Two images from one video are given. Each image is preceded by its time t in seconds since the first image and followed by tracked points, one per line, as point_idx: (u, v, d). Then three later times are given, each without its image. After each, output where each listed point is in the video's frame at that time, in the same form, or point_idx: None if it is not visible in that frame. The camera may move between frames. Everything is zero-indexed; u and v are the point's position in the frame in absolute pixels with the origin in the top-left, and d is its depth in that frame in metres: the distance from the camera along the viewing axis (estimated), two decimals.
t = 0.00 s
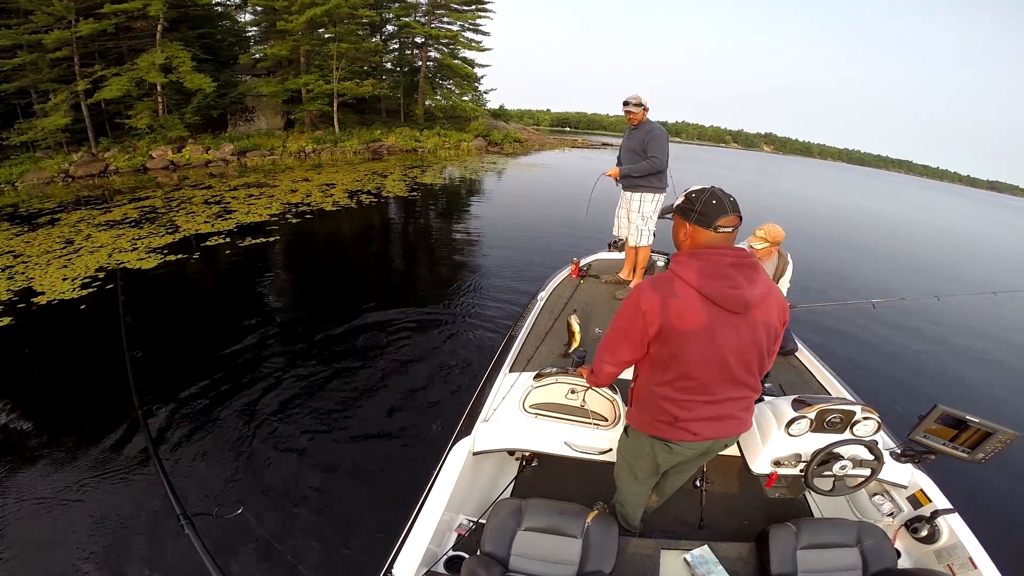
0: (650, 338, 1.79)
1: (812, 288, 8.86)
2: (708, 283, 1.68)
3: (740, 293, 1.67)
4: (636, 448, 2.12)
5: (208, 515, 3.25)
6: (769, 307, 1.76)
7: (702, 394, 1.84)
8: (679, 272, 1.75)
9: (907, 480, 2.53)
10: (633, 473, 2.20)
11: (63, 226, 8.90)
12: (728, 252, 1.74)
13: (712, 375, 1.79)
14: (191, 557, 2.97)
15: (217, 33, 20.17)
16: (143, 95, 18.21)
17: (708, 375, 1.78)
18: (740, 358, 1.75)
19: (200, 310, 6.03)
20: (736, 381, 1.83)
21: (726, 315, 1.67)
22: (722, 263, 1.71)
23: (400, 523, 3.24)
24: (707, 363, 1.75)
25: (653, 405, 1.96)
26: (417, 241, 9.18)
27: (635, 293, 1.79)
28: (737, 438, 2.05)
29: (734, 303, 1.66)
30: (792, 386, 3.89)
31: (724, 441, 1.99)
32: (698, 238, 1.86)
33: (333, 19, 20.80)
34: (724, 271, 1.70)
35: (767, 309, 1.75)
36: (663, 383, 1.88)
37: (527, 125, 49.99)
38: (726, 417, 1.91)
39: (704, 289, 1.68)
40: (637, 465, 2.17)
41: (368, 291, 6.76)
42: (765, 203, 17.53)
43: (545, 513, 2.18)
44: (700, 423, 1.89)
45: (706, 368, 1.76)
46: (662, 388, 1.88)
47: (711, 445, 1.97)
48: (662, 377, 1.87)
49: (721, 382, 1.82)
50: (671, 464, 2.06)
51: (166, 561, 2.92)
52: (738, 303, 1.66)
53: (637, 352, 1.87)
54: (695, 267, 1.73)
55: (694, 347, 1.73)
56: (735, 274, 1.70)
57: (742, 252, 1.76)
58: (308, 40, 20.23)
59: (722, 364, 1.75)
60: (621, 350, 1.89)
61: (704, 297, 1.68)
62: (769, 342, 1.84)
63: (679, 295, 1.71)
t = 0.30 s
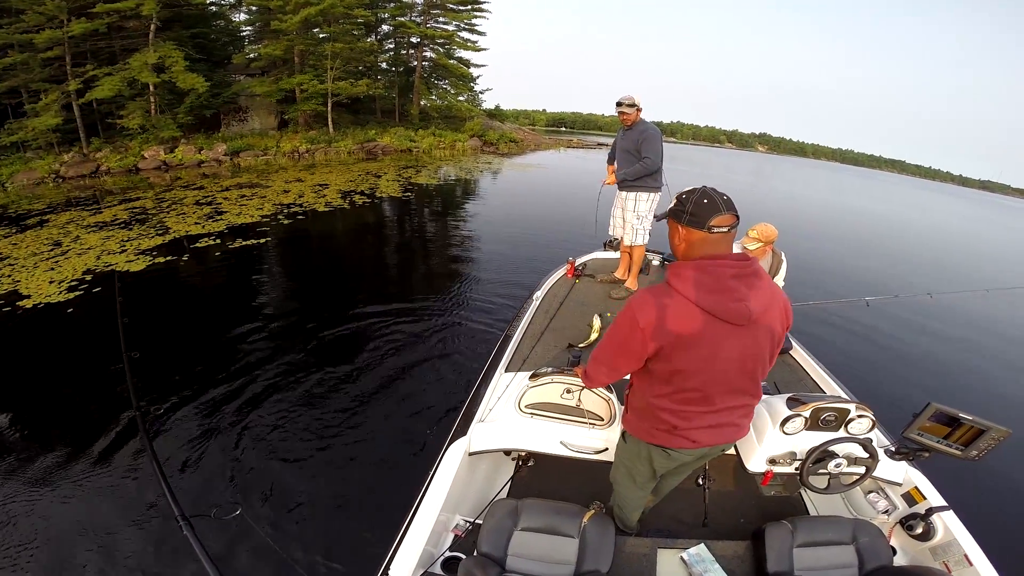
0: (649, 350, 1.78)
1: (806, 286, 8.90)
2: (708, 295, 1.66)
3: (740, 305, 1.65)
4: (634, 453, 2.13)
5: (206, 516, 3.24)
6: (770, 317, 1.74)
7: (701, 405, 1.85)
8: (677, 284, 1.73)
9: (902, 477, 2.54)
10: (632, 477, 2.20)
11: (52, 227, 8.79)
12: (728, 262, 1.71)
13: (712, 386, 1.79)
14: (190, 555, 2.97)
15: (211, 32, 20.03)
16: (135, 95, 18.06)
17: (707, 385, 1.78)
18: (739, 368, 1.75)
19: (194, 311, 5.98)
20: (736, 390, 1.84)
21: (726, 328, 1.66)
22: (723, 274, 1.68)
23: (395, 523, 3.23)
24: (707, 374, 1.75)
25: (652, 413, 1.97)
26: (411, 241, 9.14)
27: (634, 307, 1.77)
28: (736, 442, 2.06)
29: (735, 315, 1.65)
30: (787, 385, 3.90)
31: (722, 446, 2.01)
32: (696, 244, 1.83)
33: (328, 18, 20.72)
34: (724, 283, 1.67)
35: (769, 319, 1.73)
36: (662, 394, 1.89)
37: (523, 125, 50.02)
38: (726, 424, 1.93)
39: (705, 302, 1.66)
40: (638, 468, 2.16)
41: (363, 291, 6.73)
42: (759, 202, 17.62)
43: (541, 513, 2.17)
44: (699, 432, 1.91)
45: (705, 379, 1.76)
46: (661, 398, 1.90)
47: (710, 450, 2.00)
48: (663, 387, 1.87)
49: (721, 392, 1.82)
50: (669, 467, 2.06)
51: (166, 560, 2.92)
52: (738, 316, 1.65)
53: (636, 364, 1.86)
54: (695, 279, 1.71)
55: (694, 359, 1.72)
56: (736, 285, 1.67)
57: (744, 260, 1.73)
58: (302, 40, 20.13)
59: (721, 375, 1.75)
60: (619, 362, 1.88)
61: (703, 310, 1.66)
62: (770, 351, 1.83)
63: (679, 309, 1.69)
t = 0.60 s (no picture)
0: (627, 360, 1.78)
1: (780, 293, 9.12)
2: (685, 305, 1.67)
3: (717, 316, 1.65)
4: (616, 462, 2.12)
5: (189, 529, 3.13)
6: (748, 328, 1.74)
7: (678, 415, 1.85)
8: (655, 293, 1.73)
9: (881, 479, 2.58)
10: (616, 486, 2.19)
11: (12, 239, 8.38)
12: (706, 272, 1.72)
13: (689, 396, 1.79)
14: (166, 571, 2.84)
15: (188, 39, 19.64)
16: (105, 102, 17.52)
17: (684, 396, 1.78)
18: (716, 378, 1.76)
19: (167, 322, 5.76)
20: (713, 401, 1.84)
21: (702, 338, 1.66)
22: (700, 284, 1.69)
23: (381, 534, 3.17)
24: (683, 385, 1.75)
25: (630, 423, 1.96)
26: (391, 251, 9.05)
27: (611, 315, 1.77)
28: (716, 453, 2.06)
29: (710, 325, 1.66)
30: (766, 390, 3.96)
31: (701, 457, 2.01)
32: (676, 254, 1.84)
33: (307, 26, 20.55)
34: (701, 293, 1.68)
35: (747, 331, 1.74)
36: (639, 404, 1.89)
37: (503, 135, 50.34)
38: (703, 437, 1.92)
39: (680, 312, 1.67)
40: (621, 477, 2.15)
41: (344, 301, 6.62)
42: (733, 212, 18.05)
43: (527, 522, 2.13)
44: (677, 442, 1.90)
45: (682, 389, 1.76)
46: (638, 407, 1.89)
47: (689, 461, 1.99)
48: (639, 397, 1.87)
49: (698, 404, 1.82)
50: (652, 476, 2.05)
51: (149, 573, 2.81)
52: (714, 326, 1.66)
53: (614, 373, 1.86)
54: (672, 289, 1.72)
55: (671, 369, 1.72)
56: (713, 295, 1.68)
57: (722, 271, 1.74)
58: (280, 47, 19.88)
59: (697, 385, 1.75)
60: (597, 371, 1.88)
61: (680, 320, 1.67)
62: (748, 363, 1.83)
63: (655, 318, 1.70)
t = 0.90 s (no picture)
0: (634, 346, 1.78)
1: (777, 294, 9.14)
2: (693, 291, 1.70)
3: (724, 304, 1.69)
4: (615, 456, 2.13)
5: (194, 528, 3.14)
6: (751, 320, 1.78)
7: (682, 405, 1.85)
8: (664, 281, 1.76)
9: (877, 480, 2.59)
10: (614, 481, 2.19)
11: (4, 238, 8.32)
12: (712, 263, 1.76)
13: (694, 386, 1.79)
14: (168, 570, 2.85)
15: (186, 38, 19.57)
16: (103, 101, 17.47)
17: (689, 385, 1.79)
18: (720, 369, 1.77)
19: (163, 322, 5.73)
20: (716, 393, 1.85)
21: (711, 325, 1.68)
22: (707, 273, 1.72)
23: (380, 531, 3.20)
24: (691, 373, 1.75)
25: (633, 414, 1.96)
26: (389, 251, 9.04)
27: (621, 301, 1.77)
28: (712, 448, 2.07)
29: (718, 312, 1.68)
30: (763, 390, 3.97)
31: (700, 450, 2.01)
32: (682, 250, 1.87)
33: (306, 25, 20.52)
34: (709, 281, 1.71)
35: (750, 322, 1.77)
36: (643, 393, 1.88)
37: (501, 135, 50.34)
38: (704, 429, 1.93)
39: (691, 298, 1.69)
40: (620, 471, 2.16)
41: (341, 301, 6.62)
42: (730, 213, 18.07)
43: (525, 523, 2.13)
44: (679, 433, 1.90)
45: (689, 376, 1.76)
46: (643, 397, 1.89)
47: (688, 453, 2.00)
48: (644, 387, 1.86)
49: (703, 393, 1.83)
50: (651, 470, 2.06)
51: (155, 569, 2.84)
52: (722, 314, 1.68)
53: (620, 360, 1.85)
54: (680, 276, 1.75)
55: (679, 356, 1.72)
56: (720, 284, 1.72)
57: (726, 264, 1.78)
58: (278, 47, 19.84)
59: (703, 374, 1.76)
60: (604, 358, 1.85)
61: (688, 306, 1.69)
62: (750, 357, 1.85)
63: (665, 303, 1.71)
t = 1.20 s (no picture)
0: (640, 319, 1.95)
1: (765, 295, 9.23)
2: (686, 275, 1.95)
3: (711, 285, 1.95)
4: (621, 444, 2.19)
5: (188, 529, 3.11)
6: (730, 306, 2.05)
7: (684, 377, 1.99)
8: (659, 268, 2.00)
9: (866, 478, 2.63)
10: (618, 470, 2.24)
11: None
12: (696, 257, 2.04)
13: (694, 356, 1.96)
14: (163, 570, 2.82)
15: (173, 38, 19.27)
16: (86, 101, 17.13)
17: (690, 356, 1.95)
18: (714, 344, 1.97)
19: (146, 326, 5.60)
20: (711, 367, 2.03)
21: (705, 303, 1.91)
22: (697, 261, 2.01)
23: (375, 529, 3.21)
24: (690, 345, 1.94)
25: (638, 391, 2.05)
26: (379, 253, 8.98)
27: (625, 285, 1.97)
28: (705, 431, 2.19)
29: (708, 292, 1.94)
30: (753, 390, 4.00)
31: (697, 429, 2.12)
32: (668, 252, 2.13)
33: (295, 26, 20.32)
34: (698, 267, 1.98)
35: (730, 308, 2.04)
36: (648, 369, 2.00)
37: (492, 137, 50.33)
38: (701, 406, 2.06)
39: (685, 279, 1.93)
40: (625, 458, 2.21)
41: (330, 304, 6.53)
42: (719, 215, 18.25)
43: (518, 524, 2.13)
44: (681, 408, 2.01)
45: (690, 346, 1.94)
46: (648, 371, 2.00)
47: (688, 431, 2.09)
48: (650, 361, 1.98)
49: (700, 367, 1.99)
50: (655, 453, 2.15)
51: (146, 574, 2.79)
52: (712, 293, 1.95)
53: (625, 338, 1.99)
54: (672, 265, 2.00)
55: (681, 328, 1.92)
56: (706, 272, 1.99)
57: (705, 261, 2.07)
58: (266, 47, 19.62)
59: (699, 349, 1.95)
60: (611, 338, 1.98)
61: (686, 283, 1.93)
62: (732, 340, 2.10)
63: (665, 283, 1.94)
